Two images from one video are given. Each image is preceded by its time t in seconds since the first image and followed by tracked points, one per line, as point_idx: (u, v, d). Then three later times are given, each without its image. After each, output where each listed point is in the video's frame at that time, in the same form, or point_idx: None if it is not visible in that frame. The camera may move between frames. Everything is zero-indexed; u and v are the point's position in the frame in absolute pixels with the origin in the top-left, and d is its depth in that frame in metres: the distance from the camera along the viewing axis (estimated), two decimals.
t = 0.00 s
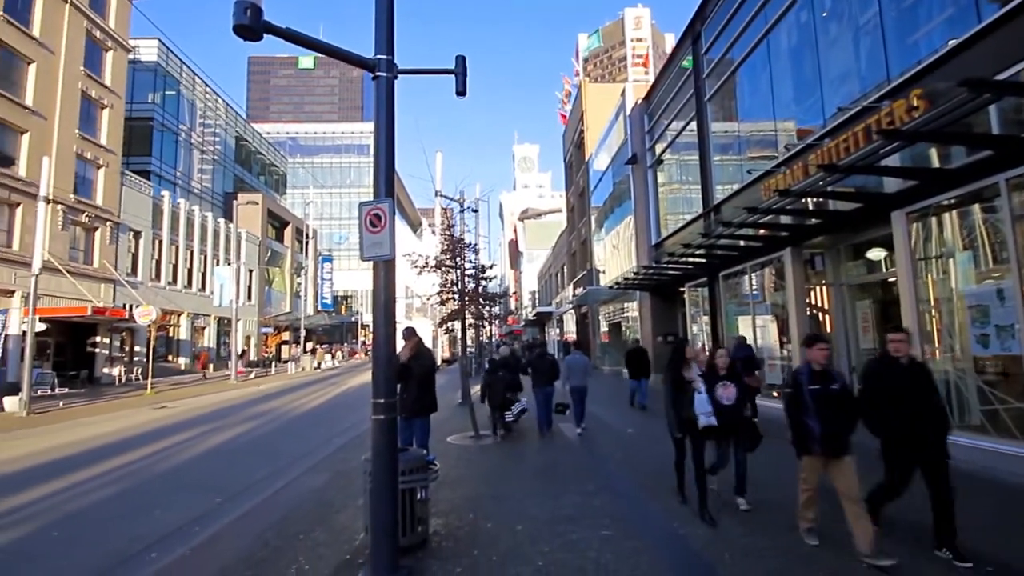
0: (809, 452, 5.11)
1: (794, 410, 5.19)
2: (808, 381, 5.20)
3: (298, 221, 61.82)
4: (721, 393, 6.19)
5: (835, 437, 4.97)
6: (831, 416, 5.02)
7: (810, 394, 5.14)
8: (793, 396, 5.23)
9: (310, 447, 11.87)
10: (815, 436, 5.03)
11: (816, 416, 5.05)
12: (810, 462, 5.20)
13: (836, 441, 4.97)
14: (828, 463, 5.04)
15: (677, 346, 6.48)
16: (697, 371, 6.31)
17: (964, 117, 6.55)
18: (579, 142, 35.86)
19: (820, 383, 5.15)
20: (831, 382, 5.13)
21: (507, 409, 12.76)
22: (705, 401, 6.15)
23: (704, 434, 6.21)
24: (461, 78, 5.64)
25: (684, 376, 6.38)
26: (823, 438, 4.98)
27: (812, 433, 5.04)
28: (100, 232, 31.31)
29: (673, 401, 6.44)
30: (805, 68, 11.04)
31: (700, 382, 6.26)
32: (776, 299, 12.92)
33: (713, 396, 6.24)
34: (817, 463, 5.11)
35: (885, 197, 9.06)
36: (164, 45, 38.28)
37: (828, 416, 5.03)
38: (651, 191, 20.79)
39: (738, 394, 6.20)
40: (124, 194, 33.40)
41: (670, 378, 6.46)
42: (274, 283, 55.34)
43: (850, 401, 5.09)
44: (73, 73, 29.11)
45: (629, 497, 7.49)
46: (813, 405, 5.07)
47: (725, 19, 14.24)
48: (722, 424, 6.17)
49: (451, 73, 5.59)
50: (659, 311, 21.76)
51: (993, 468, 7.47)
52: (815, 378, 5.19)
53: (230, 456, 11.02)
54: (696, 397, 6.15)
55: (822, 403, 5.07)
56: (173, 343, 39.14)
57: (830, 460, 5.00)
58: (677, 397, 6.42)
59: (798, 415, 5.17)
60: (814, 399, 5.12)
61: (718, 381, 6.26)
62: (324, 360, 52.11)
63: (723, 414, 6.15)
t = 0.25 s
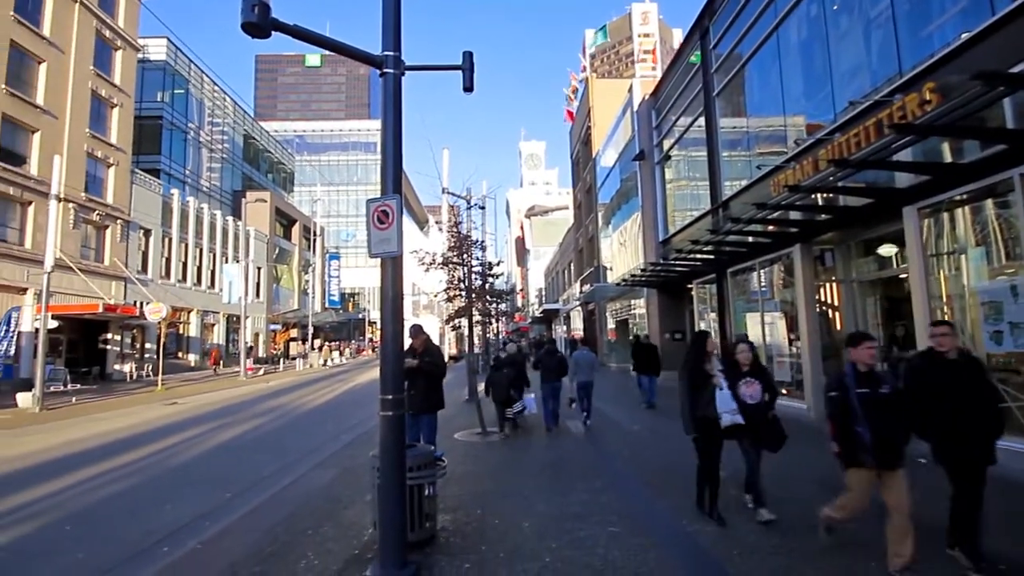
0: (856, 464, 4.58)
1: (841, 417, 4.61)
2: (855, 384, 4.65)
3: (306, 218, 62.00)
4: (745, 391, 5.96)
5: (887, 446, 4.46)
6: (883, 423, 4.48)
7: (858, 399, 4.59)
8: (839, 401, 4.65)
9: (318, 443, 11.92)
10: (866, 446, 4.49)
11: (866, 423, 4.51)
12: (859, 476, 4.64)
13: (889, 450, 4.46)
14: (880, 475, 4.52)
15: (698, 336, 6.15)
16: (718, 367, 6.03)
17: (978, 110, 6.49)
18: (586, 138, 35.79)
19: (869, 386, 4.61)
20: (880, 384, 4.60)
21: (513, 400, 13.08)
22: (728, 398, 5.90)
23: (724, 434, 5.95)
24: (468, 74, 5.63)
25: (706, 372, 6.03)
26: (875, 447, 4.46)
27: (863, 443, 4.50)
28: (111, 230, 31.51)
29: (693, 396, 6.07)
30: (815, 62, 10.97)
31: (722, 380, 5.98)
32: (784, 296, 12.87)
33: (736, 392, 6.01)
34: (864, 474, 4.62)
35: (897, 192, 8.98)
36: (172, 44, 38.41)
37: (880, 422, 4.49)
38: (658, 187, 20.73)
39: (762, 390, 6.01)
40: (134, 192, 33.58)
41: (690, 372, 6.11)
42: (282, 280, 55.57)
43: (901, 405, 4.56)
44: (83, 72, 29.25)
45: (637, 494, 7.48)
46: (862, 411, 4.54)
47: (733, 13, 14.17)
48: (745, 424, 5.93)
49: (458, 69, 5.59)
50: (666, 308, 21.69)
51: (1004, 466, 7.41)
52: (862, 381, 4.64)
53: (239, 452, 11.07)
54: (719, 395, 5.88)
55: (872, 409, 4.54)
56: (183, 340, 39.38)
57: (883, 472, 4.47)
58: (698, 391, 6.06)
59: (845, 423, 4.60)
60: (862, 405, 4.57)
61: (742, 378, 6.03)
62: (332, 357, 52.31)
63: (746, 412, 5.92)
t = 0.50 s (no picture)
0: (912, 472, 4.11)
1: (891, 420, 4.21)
2: (910, 384, 4.17)
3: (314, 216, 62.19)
4: (779, 395, 5.08)
5: (945, 453, 4.05)
6: (940, 428, 4.07)
7: (912, 400, 4.14)
8: (888, 402, 4.22)
9: (328, 439, 11.98)
10: (923, 454, 4.04)
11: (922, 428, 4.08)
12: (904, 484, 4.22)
13: (947, 457, 4.06)
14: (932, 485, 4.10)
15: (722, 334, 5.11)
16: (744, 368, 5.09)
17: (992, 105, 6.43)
18: (594, 135, 35.72)
19: (924, 385, 4.15)
20: (938, 383, 4.15)
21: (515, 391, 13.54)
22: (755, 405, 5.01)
23: (748, 445, 5.07)
24: (476, 69, 5.63)
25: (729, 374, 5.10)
26: (933, 455, 4.03)
27: (919, 449, 4.06)
28: (123, 228, 31.73)
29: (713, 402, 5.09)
30: (826, 55, 10.90)
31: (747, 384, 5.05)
32: (795, 292, 12.82)
33: (768, 396, 5.11)
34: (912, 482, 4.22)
35: (910, 186, 8.90)
36: (182, 43, 38.60)
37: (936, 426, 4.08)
38: (666, 182, 20.66)
39: (798, 394, 5.14)
40: (145, 190, 33.79)
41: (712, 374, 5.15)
42: (291, 278, 55.80)
43: (957, 407, 4.15)
44: (94, 71, 29.42)
45: (645, 490, 7.49)
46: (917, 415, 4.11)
47: (743, 7, 14.08)
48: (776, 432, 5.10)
49: (465, 64, 5.59)
50: (674, 305, 21.65)
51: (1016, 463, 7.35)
52: (916, 379, 4.18)
53: (251, 447, 11.14)
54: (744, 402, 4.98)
55: (928, 413, 4.11)
56: (194, 336, 39.64)
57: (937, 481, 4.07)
58: (719, 398, 5.08)
59: (896, 425, 4.20)
60: (917, 407, 4.14)
61: (774, 379, 5.15)
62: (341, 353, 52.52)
63: (777, 418, 5.07)
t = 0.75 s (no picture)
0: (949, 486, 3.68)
1: (947, 437, 3.64)
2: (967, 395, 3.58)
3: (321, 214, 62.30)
4: (814, 397, 4.95)
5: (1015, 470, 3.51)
6: (1005, 444, 3.52)
7: (970, 410, 3.56)
8: (944, 414, 3.64)
9: (335, 435, 12.01)
10: (987, 473, 3.51)
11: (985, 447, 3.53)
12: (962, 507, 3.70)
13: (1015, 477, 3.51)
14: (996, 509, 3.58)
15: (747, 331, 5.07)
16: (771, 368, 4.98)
17: (1005, 98, 6.38)
18: (600, 132, 35.61)
19: (984, 395, 3.57)
20: (999, 393, 3.56)
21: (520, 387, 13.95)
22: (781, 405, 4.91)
23: (775, 449, 4.94)
24: (483, 66, 5.62)
25: (755, 374, 5.01)
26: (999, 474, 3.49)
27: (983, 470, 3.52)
28: (133, 226, 31.88)
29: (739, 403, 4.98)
30: (836, 50, 10.82)
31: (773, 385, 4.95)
32: (803, 290, 12.78)
33: (801, 398, 4.99)
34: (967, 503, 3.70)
35: (921, 181, 8.84)
36: (190, 42, 38.73)
37: (1001, 441, 3.52)
38: (673, 179, 20.59)
39: (834, 396, 4.97)
40: (155, 189, 33.96)
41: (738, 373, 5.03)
42: (299, 276, 55.94)
43: None
44: (103, 72, 29.54)
45: (653, 487, 7.49)
46: (979, 432, 3.54)
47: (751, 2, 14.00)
48: (805, 435, 4.96)
49: (472, 61, 5.58)
50: (682, 302, 21.59)
51: None
52: (974, 389, 3.59)
53: (259, 444, 11.18)
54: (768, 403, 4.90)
55: (988, 422, 3.53)
56: (204, 334, 39.84)
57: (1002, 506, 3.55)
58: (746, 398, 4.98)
59: (952, 441, 3.63)
60: (975, 419, 3.55)
61: (809, 380, 5.01)
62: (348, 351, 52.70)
63: (809, 420, 4.95)
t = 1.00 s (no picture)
0: None
1: None
2: None
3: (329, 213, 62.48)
4: (861, 403, 4.18)
5: None
6: None
7: None
8: None
9: (345, 432, 12.06)
10: None
11: None
12: None
13: None
14: None
15: (777, 329, 4.39)
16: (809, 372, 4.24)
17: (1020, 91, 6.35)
18: (608, 128, 35.56)
19: None
20: None
21: (524, 383, 14.02)
22: (823, 415, 4.16)
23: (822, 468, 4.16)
24: (491, 62, 5.62)
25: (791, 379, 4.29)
26: None
27: None
28: (144, 225, 32.08)
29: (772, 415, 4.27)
30: (846, 43, 10.77)
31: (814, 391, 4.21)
32: (814, 287, 12.73)
33: (844, 404, 4.24)
34: None
35: (934, 176, 8.79)
36: (199, 42, 38.91)
37: None
38: (681, 175, 20.55)
39: (884, 402, 4.21)
40: (165, 188, 34.15)
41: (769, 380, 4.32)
42: (307, 274, 56.15)
43: None
44: (114, 72, 29.70)
45: (662, 485, 7.48)
46: None
47: None
48: (857, 448, 4.19)
49: (481, 57, 5.58)
50: (690, 299, 21.53)
51: None
52: None
53: (270, 440, 11.24)
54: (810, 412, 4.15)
55: None
56: (214, 332, 40.07)
57: None
58: (779, 409, 4.28)
59: None
60: None
61: (853, 384, 4.23)
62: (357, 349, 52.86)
63: (855, 430, 4.20)
